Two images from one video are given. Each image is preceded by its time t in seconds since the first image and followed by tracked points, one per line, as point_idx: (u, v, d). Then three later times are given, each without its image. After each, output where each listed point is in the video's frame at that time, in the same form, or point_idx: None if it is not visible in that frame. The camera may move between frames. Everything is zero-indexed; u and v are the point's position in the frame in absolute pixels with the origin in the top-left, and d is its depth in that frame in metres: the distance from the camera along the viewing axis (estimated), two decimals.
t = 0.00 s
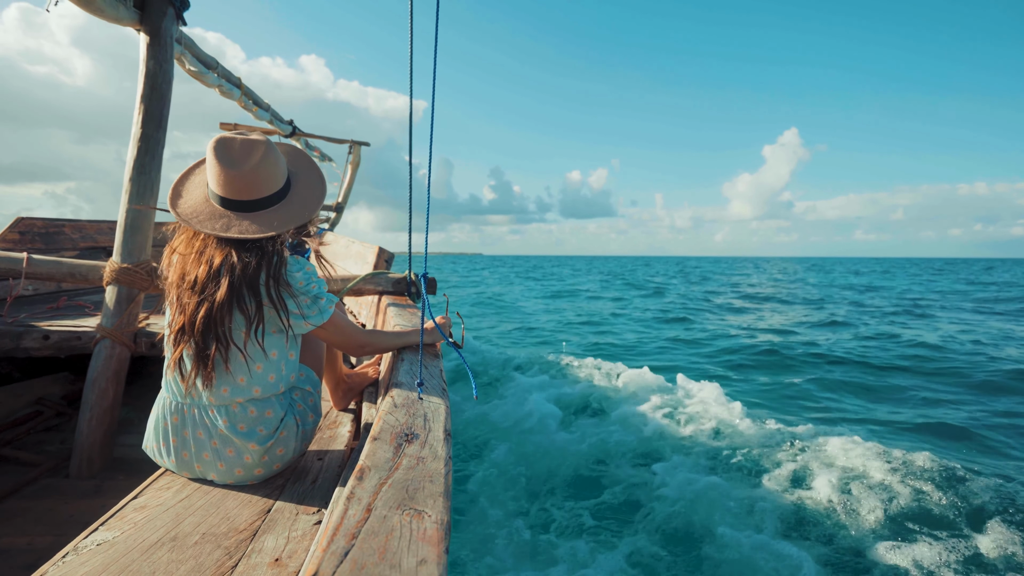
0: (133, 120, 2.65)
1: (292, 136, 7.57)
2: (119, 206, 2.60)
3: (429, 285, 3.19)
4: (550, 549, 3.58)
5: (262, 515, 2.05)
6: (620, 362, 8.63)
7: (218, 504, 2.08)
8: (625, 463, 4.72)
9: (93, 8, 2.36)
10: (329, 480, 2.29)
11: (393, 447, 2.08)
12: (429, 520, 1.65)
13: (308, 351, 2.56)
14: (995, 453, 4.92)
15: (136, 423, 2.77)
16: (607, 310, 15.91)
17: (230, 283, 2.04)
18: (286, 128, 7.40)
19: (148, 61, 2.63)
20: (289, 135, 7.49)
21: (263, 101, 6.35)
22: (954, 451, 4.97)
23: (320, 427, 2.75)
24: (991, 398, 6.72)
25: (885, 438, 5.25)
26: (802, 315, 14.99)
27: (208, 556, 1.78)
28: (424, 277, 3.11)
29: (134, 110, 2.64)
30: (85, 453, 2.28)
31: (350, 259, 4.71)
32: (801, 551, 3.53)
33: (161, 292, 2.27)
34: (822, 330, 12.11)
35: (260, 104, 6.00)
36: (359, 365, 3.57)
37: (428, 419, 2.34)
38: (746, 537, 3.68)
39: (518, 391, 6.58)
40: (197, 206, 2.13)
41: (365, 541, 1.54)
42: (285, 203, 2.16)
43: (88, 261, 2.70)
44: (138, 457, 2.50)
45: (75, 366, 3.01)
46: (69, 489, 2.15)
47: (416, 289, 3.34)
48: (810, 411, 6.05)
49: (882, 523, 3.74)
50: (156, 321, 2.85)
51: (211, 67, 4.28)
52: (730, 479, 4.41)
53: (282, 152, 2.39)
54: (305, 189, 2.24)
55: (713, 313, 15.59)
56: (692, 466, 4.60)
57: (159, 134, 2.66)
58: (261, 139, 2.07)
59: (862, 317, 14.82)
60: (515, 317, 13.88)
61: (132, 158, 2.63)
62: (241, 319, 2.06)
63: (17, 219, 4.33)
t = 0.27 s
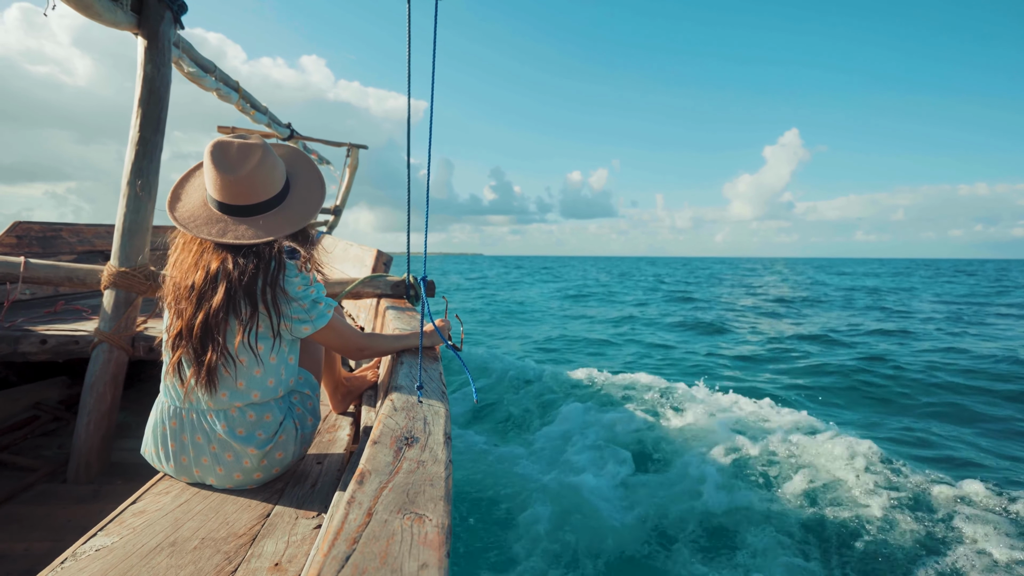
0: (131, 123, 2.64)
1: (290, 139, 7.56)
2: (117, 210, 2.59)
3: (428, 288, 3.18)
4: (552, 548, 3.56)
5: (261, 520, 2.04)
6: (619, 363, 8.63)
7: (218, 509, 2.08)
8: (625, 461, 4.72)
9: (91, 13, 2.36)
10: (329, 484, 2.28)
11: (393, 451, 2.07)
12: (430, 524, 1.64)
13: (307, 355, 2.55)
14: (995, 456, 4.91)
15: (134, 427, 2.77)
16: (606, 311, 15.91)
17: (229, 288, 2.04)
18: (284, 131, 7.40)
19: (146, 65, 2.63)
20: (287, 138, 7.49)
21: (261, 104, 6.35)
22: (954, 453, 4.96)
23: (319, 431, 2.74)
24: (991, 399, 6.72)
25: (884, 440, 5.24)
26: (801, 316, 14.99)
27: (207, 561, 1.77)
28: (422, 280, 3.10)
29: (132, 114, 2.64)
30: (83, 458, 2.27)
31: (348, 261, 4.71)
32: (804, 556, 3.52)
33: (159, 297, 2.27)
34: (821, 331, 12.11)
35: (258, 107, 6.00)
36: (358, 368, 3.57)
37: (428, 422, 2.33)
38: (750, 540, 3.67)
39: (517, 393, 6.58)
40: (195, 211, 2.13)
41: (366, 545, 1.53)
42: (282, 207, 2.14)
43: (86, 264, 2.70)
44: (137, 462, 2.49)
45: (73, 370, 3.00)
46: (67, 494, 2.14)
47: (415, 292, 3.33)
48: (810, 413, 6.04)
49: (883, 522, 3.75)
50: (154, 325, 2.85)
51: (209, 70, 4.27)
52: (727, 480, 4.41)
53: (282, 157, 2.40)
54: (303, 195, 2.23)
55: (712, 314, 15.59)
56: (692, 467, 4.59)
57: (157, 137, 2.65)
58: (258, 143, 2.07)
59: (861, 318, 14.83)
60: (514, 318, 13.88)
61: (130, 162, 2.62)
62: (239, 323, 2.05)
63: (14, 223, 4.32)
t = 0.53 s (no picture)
0: (129, 127, 2.63)
1: (288, 142, 7.56)
2: (115, 214, 2.59)
3: (427, 291, 3.18)
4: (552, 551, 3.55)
5: (262, 524, 2.03)
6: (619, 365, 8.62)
7: (218, 513, 2.07)
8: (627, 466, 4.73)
9: (90, 17, 2.36)
10: (329, 488, 2.27)
11: (394, 455, 2.06)
12: (432, 529, 1.63)
13: (307, 359, 2.54)
14: (996, 459, 4.90)
15: (133, 431, 2.76)
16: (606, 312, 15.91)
17: (228, 292, 2.03)
18: (282, 135, 7.40)
19: (145, 69, 2.62)
20: (285, 141, 7.49)
21: (259, 107, 6.35)
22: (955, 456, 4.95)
23: (319, 435, 2.74)
24: (991, 401, 6.71)
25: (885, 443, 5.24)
26: (800, 317, 14.99)
27: (207, 566, 1.76)
28: (421, 283, 3.10)
29: (131, 118, 2.63)
30: (81, 462, 2.27)
31: (347, 264, 4.71)
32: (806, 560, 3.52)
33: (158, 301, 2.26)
34: (820, 333, 12.11)
35: (256, 110, 6.00)
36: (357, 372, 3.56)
37: (429, 426, 2.32)
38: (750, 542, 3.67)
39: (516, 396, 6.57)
40: (194, 216, 2.13)
41: (368, 551, 1.52)
42: (281, 211, 2.15)
43: (85, 268, 2.69)
44: (135, 466, 2.48)
45: (71, 374, 3.00)
46: (65, 499, 2.13)
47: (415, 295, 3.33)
48: (810, 416, 6.03)
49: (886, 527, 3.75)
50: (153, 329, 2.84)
51: (207, 74, 4.27)
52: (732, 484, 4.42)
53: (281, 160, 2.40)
54: (302, 199, 2.23)
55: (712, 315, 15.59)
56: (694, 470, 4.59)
57: (155, 141, 2.65)
58: (257, 147, 2.06)
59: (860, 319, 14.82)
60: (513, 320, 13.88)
61: (128, 166, 2.61)
62: (239, 328, 2.05)
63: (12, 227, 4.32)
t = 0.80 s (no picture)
0: (129, 130, 2.63)
1: (287, 146, 7.56)
2: (115, 218, 2.58)
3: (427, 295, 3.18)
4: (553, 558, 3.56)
5: (262, 528, 2.02)
6: (619, 367, 8.61)
7: (218, 517, 2.06)
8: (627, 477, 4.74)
9: (90, 21, 2.36)
10: (329, 491, 2.27)
11: (395, 459, 2.06)
12: (433, 533, 1.62)
13: (307, 362, 2.54)
14: (998, 465, 4.89)
15: (132, 435, 2.76)
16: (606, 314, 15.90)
17: (228, 296, 2.03)
18: (282, 138, 7.40)
19: (145, 73, 2.62)
20: (285, 145, 7.49)
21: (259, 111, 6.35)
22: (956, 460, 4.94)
23: (319, 438, 2.73)
24: (993, 404, 6.70)
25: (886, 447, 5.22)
26: (801, 319, 14.97)
27: (207, 570, 1.76)
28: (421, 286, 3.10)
29: (131, 122, 2.63)
30: (80, 466, 2.26)
31: (346, 267, 4.71)
32: (807, 570, 3.54)
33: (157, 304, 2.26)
34: (821, 335, 12.08)
35: (255, 113, 6.00)
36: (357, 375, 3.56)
37: (429, 430, 2.31)
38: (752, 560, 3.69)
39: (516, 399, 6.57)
40: (193, 220, 2.14)
41: (369, 555, 1.51)
42: (280, 214, 2.15)
43: (84, 272, 2.70)
44: (135, 469, 2.47)
45: (70, 377, 3.00)
46: (65, 503, 2.13)
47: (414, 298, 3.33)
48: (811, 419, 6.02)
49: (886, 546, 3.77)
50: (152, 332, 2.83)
51: (207, 78, 4.27)
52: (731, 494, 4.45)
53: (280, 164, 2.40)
54: (302, 202, 2.23)
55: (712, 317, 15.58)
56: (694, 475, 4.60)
57: (155, 144, 2.65)
58: (255, 151, 2.06)
59: (861, 321, 14.79)
60: (514, 322, 13.87)
61: (128, 169, 2.61)
62: (239, 331, 2.05)
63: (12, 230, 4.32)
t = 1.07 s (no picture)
0: (130, 134, 2.63)
1: (288, 149, 7.58)
2: (116, 221, 2.59)
3: (427, 298, 3.18)
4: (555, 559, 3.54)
5: (261, 532, 2.02)
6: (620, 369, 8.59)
7: (217, 521, 2.06)
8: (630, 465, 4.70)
9: (91, 26, 2.37)
10: (329, 495, 2.26)
11: (395, 463, 2.05)
12: (433, 537, 1.61)
13: (306, 365, 2.55)
14: (1002, 467, 4.86)
15: (132, 438, 2.76)
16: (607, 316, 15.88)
17: (228, 298, 2.03)
18: (283, 141, 7.42)
19: (146, 76, 2.62)
20: (285, 148, 7.50)
21: (259, 114, 6.37)
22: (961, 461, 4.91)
23: (319, 442, 2.74)
24: (996, 405, 6.67)
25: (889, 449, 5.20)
26: (803, 320, 14.93)
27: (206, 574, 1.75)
28: (421, 290, 3.11)
29: (132, 125, 2.63)
30: (79, 470, 2.26)
31: (347, 270, 4.71)
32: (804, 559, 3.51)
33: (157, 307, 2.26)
34: (823, 337, 12.04)
35: (256, 117, 6.01)
36: (357, 379, 3.56)
37: (429, 433, 2.30)
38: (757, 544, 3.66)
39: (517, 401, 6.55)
40: (192, 224, 2.14)
41: (369, 559, 1.50)
42: (279, 217, 2.15)
43: (85, 275, 2.70)
44: (134, 473, 2.47)
45: (70, 381, 3.00)
46: (64, 507, 2.13)
47: (414, 302, 3.33)
48: (813, 421, 5.99)
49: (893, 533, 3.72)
50: (152, 335, 2.84)
51: (208, 81, 4.28)
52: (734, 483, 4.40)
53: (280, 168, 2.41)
54: (300, 204, 2.23)
55: (714, 318, 15.54)
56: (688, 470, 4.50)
57: (156, 148, 2.65)
58: (253, 155, 2.06)
59: (864, 323, 14.74)
60: (515, 323, 13.86)
61: (129, 172, 2.61)
62: (238, 333, 2.04)
63: (13, 234, 4.34)
